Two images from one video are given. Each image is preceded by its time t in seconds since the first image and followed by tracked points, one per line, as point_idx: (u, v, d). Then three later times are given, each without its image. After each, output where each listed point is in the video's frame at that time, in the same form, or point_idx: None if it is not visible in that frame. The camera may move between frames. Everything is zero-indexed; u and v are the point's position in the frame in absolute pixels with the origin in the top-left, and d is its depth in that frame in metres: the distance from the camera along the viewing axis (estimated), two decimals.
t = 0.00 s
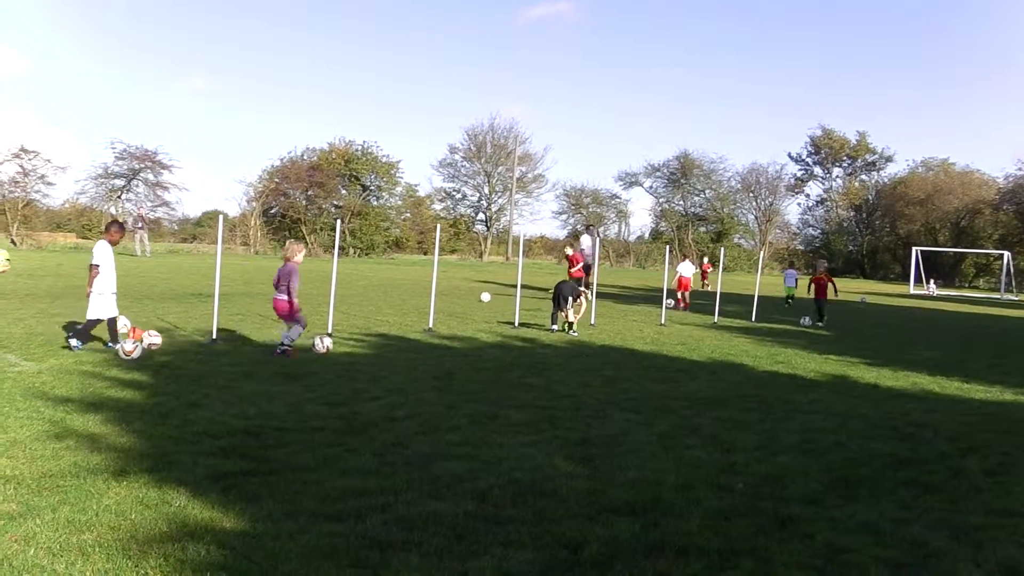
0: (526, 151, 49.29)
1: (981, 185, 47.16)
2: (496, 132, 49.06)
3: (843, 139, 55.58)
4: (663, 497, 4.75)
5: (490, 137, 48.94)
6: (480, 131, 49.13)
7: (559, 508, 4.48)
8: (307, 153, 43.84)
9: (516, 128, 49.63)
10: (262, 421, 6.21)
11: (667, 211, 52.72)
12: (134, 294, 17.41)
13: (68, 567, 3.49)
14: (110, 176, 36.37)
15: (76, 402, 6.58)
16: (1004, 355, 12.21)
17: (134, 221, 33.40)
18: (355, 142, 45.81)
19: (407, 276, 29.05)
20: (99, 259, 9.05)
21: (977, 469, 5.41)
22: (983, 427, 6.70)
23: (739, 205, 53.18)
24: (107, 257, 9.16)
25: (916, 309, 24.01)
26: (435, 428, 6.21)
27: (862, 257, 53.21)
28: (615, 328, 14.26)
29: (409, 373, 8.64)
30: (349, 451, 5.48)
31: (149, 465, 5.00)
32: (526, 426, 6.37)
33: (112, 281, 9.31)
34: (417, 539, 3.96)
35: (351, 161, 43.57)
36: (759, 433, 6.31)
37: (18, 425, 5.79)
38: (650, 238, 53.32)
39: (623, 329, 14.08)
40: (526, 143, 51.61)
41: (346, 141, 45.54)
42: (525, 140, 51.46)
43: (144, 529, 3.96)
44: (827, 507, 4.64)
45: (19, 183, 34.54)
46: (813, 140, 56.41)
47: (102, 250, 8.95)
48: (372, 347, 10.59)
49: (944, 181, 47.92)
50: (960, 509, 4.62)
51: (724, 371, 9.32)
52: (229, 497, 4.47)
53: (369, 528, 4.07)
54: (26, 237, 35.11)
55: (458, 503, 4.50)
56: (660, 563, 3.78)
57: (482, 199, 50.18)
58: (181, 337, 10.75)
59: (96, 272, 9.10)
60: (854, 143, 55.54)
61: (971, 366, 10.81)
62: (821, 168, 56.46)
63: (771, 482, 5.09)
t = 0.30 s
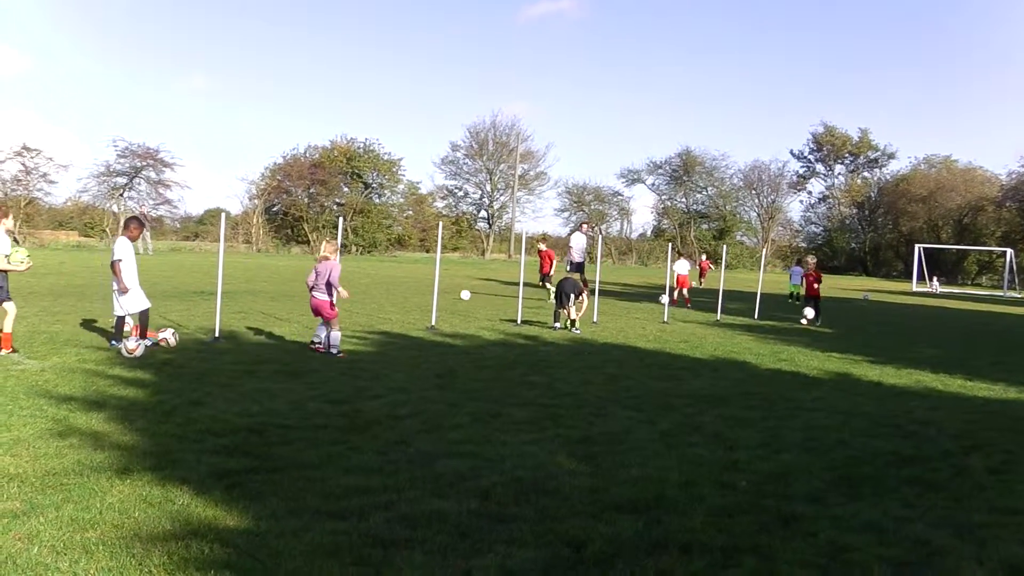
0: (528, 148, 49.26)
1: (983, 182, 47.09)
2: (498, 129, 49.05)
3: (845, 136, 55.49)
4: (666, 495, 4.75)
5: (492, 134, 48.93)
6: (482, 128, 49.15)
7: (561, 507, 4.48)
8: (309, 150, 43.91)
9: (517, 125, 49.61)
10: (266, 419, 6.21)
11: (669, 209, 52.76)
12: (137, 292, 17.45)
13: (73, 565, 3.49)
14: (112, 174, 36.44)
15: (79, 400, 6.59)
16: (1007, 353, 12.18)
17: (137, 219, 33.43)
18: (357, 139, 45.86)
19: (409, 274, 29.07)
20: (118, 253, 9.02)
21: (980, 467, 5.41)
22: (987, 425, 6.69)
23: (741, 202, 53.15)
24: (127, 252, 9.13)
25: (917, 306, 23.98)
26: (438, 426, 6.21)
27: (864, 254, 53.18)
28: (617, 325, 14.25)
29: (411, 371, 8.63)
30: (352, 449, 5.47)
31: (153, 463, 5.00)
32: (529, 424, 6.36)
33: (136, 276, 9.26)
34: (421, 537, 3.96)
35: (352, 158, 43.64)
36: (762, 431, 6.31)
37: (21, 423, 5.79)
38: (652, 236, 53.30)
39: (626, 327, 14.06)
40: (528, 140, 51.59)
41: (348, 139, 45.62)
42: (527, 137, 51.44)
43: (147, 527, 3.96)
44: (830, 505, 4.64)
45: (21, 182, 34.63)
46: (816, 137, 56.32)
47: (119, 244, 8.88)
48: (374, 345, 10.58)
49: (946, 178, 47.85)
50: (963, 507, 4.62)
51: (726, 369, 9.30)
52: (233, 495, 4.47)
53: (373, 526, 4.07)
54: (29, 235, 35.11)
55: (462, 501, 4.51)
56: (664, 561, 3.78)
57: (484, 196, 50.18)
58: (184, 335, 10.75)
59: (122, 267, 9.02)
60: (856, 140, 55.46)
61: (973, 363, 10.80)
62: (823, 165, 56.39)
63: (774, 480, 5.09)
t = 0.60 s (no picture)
0: (528, 149, 49.24)
1: (983, 182, 47.11)
2: (499, 130, 49.07)
3: (845, 136, 55.46)
4: (667, 495, 4.75)
5: (493, 135, 48.96)
6: (482, 128, 49.19)
7: (563, 507, 4.48)
8: (310, 151, 43.98)
9: (518, 126, 49.63)
10: (267, 419, 6.21)
11: (670, 209, 52.86)
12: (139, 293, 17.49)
13: (75, 566, 3.50)
14: (113, 174, 36.51)
15: (80, 401, 6.60)
16: (1009, 353, 12.17)
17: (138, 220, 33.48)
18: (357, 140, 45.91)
19: (410, 275, 29.09)
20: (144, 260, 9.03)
21: (982, 467, 5.41)
22: (988, 425, 6.69)
23: (741, 202, 53.13)
24: (153, 257, 9.15)
25: (919, 307, 23.97)
26: (439, 427, 6.21)
27: (865, 254, 53.16)
28: (618, 326, 14.26)
29: (412, 371, 8.64)
30: (353, 450, 5.47)
31: (154, 464, 5.01)
32: (530, 425, 6.37)
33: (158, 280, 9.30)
34: (422, 538, 3.96)
35: (353, 158, 43.68)
36: (762, 431, 6.31)
37: (23, 424, 5.81)
38: (653, 236, 53.35)
39: (627, 327, 14.07)
40: (529, 141, 51.57)
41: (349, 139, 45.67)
42: (528, 138, 51.42)
43: (149, 529, 3.96)
44: (831, 505, 4.64)
45: (21, 182, 34.70)
46: (816, 137, 56.29)
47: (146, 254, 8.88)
48: (375, 346, 10.59)
49: (947, 178, 47.81)
50: (965, 508, 4.62)
51: (727, 370, 9.30)
52: (234, 496, 4.48)
53: (374, 527, 4.07)
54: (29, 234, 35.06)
55: (463, 502, 4.51)
56: (665, 561, 3.78)
57: (484, 197, 50.20)
58: (185, 336, 10.76)
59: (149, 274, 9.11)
60: (856, 140, 55.44)
61: (974, 363, 10.79)
62: (823, 165, 56.37)
63: (775, 480, 5.08)
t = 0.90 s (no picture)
0: (527, 152, 49.25)
1: (982, 184, 47.20)
2: (498, 133, 49.11)
3: (843, 139, 55.50)
4: (668, 497, 4.75)
5: (491, 138, 49.00)
6: (481, 131, 49.20)
7: (564, 510, 4.47)
8: (309, 155, 44.01)
9: (516, 129, 49.65)
10: (268, 422, 6.21)
11: (669, 212, 52.80)
12: (138, 296, 17.47)
13: (75, 570, 3.48)
14: (112, 178, 36.51)
15: (80, 404, 6.59)
16: (1009, 355, 12.17)
17: (137, 223, 33.44)
18: (357, 143, 45.94)
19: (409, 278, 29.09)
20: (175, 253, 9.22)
21: (983, 469, 5.40)
22: (989, 427, 6.68)
23: (740, 205, 53.18)
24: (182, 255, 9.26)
25: (919, 309, 23.99)
26: (440, 430, 6.22)
27: (865, 256, 53.19)
28: (618, 328, 14.27)
29: (412, 374, 8.63)
30: (354, 453, 5.48)
31: (154, 467, 5.01)
32: (530, 427, 6.37)
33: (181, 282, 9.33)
34: (423, 540, 3.96)
35: (352, 162, 43.72)
36: (763, 433, 6.32)
37: (22, 427, 5.80)
38: (652, 238, 53.36)
39: (627, 330, 14.06)
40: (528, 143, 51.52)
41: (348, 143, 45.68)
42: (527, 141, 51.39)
43: (149, 532, 3.95)
44: (833, 507, 4.63)
45: (20, 186, 34.67)
46: (814, 139, 56.29)
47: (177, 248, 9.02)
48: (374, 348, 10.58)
49: (945, 180, 47.84)
50: (965, 509, 4.62)
51: (728, 372, 9.30)
52: (234, 499, 4.47)
53: (375, 530, 4.06)
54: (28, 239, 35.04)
55: (464, 504, 4.51)
56: (666, 564, 3.77)
57: (483, 200, 50.20)
58: (186, 339, 10.75)
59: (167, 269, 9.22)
60: (855, 143, 55.48)
61: (975, 365, 10.79)
62: (822, 167, 56.41)
63: (775, 482, 5.08)
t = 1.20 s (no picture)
0: (526, 155, 49.27)
1: (980, 187, 47.21)
2: (496, 136, 49.10)
3: (842, 141, 55.49)
4: (667, 500, 4.74)
5: (490, 141, 49.00)
6: (479, 134, 49.20)
7: (564, 513, 4.47)
8: (307, 157, 44.00)
9: (515, 132, 49.66)
10: (267, 425, 6.21)
11: (667, 214, 52.75)
12: (138, 299, 17.47)
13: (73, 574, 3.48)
14: (111, 181, 36.50)
15: (79, 407, 6.58)
16: (1008, 357, 12.17)
17: (136, 226, 33.42)
18: (356, 146, 45.93)
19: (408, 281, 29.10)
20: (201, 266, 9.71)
21: (982, 471, 5.40)
22: (988, 429, 6.69)
23: (739, 207, 53.24)
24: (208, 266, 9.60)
25: (918, 311, 24.01)
26: (440, 432, 6.22)
27: (863, 259, 53.17)
28: (617, 331, 14.27)
29: (411, 377, 8.63)
30: (353, 456, 5.47)
31: (153, 470, 5.00)
32: (530, 430, 6.37)
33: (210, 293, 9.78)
34: (423, 543, 3.95)
35: (351, 165, 43.80)
36: (762, 436, 6.32)
37: (21, 431, 5.79)
38: (651, 241, 53.35)
39: (625, 333, 14.06)
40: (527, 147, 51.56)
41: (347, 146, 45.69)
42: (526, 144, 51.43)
43: (148, 535, 3.95)
44: (832, 510, 4.63)
45: (19, 189, 34.62)
46: (813, 142, 56.28)
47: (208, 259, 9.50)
48: (373, 351, 10.59)
49: (944, 183, 47.85)
50: (964, 511, 4.62)
51: (727, 375, 9.30)
52: (234, 502, 4.46)
53: (374, 532, 4.06)
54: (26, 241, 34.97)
55: (463, 507, 4.50)
56: (666, 567, 3.77)
57: (482, 203, 50.18)
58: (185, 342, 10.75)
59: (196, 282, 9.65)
60: (853, 145, 55.47)
61: (974, 368, 10.81)
62: (820, 170, 56.41)
63: (775, 485, 5.08)
